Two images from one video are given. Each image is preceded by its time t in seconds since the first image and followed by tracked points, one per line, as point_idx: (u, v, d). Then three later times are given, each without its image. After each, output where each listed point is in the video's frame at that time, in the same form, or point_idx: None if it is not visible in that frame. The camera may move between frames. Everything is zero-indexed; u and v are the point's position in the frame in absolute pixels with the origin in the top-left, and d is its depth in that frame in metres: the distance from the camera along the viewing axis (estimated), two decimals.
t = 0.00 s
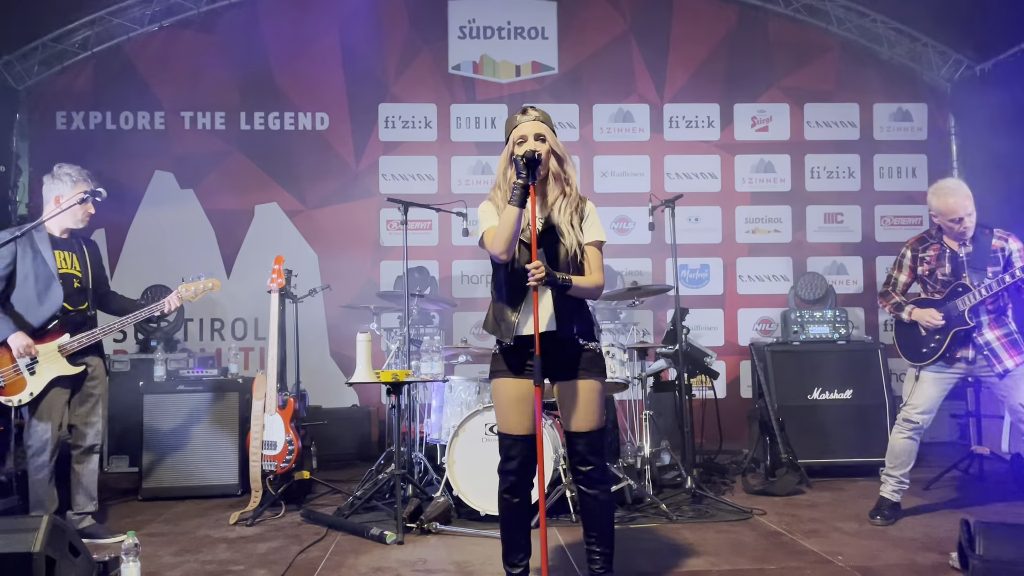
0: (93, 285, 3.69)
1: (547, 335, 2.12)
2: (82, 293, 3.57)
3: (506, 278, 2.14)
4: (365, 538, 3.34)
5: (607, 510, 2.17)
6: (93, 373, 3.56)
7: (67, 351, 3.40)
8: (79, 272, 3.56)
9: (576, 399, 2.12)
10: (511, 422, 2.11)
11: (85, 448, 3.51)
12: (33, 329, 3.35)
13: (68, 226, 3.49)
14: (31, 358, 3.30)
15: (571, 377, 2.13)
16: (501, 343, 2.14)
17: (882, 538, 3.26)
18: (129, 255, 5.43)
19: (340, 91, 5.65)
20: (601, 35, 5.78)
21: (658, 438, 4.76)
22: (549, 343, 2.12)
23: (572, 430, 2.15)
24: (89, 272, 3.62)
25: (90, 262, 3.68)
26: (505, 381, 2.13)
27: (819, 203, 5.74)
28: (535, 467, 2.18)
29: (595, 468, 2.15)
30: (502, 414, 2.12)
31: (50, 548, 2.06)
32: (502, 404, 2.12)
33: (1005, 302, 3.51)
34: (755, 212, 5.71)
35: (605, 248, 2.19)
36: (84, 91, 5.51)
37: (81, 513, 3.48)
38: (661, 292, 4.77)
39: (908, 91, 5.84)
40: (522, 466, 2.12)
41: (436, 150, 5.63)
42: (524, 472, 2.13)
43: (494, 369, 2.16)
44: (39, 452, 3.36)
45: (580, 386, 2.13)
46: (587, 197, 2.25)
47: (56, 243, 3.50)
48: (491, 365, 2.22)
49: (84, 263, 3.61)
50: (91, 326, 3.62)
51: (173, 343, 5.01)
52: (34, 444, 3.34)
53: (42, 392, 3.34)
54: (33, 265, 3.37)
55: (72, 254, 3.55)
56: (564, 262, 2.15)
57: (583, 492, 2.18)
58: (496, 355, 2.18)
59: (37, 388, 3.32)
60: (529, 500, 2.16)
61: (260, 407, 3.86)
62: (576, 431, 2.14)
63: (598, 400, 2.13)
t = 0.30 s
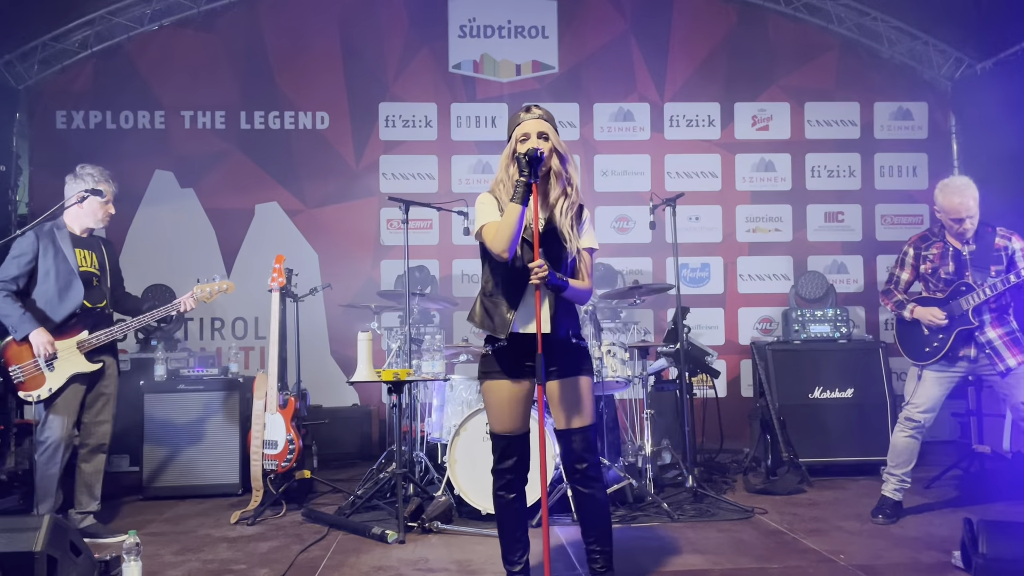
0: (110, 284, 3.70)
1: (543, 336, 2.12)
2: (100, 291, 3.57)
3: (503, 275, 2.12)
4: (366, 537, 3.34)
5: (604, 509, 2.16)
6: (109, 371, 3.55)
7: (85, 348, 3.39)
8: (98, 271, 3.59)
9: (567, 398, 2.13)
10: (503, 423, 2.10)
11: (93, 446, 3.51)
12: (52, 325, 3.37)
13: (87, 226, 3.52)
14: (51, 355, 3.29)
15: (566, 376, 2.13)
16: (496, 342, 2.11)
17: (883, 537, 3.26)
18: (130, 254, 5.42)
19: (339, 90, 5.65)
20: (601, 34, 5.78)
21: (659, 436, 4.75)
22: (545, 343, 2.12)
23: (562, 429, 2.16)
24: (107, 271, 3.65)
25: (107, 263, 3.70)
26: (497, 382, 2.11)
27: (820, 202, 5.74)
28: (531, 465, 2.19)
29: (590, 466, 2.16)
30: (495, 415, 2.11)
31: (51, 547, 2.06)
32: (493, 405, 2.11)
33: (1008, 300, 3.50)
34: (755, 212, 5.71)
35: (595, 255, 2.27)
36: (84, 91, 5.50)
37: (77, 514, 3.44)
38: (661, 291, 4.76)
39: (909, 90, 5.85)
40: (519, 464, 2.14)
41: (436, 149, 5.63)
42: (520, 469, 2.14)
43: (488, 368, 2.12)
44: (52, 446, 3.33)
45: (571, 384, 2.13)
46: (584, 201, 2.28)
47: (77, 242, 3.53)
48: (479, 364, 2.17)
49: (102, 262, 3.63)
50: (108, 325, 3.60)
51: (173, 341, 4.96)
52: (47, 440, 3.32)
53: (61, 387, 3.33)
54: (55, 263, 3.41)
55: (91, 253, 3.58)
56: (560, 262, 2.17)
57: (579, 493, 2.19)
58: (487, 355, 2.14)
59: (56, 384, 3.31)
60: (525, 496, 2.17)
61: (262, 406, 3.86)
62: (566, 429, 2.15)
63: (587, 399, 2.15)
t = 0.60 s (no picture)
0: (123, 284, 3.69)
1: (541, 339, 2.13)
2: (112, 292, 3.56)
3: (502, 276, 2.13)
4: (368, 539, 3.34)
5: (604, 510, 2.17)
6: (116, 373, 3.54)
7: (98, 349, 3.36)
8: (112, 272, 3.59)
9: (563, 401, 2.14)
10: (500, 426, 2.11)
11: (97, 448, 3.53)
12: (66, 325, 3.36)
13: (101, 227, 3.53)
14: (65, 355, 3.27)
15: (566, 379, 2.14)
16: (495, 345, 2.11)
17: (885, 538, 3.26)
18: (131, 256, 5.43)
19: (340, 92, 5.65)
20: (601, 35, 5.79)
21: (660, 438, 4.76)
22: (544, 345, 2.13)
23: (559, 432, 2.17)
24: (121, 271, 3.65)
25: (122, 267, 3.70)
26: (495, 386, 2.10)
27: (821, 203, 5.75)
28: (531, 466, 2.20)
29: (590, 466, 2.16)
30: (492, 418, 2.12)
31: (54, 548, 2.06)
32: (490, 409, 2.12)
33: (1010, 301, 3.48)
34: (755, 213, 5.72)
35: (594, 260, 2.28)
36: (86, 93, 5.51)
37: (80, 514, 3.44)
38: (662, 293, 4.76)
39: (909, 91, 5.85)
40: (518, 465, 2.14)
41: (437, 151, 5.63)
42: (520, 472, 2.15)
43: (487, 372, 2.11)
44: (68, 446, 3.31)
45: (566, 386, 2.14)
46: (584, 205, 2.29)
47: (91, 242, 3.53)
48: (476, 368, 2.16)
49: (116, 263, 3.64)
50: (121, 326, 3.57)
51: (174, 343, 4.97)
52: (63, 440, 3.29)
53: (73, 386, 3.30)
54: (70, 263, 3.40)
55: (105, 254, 3.58)
56: (559, 265, 2.18)
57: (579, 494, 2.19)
58: (486, 358, 2.12)
59: (70, 383, 3.29)
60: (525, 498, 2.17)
61: (263, 408, 3.86)
62: (563, 432, 2.16)
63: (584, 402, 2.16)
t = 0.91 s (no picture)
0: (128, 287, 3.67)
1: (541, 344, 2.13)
2: (117, 295, 3.55)
3: (503, 281, 2.13)
4: (369, 543, 3.34)
5: (605, 515, 2.16)
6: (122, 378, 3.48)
7: (105, 353, 3.36)
8: (117, 276, 3.57)
9: (564, 405, 2.14)
10: (501, 432, 2.11)
11: (102, 452, 3.48)
12: (73, 329, 3.34)
13: (104, 233, 3.52)
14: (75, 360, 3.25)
15: (565, 383, 2.14)
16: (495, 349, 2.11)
17: (886, 543, 3.25)
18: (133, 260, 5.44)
19: (341, 97, 5.67)
20: (601, 40, 5.80)
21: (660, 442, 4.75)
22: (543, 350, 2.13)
23: (560, 436, 2.17)
24: (125, 275, 3.63)
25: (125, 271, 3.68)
26: (496, 391, 2.11)
27: (821, 207, 5.75)
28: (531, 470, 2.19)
29: (590, 470, 2.15)
30: (493, 423, 2.12)
31: (54, 553, 2.05)
32: (490, 413, 2.12)
33: (1009, 305, 3.47)
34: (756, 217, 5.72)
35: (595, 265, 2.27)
36: (87, 98, 5.52)
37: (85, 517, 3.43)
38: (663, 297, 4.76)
39: (910, 95, 5.85)
40: (518, 470, 2.13)
41: (437, 155, 5.64)
42: (521, 476, 2.14)
43: (488, 377, 2.12)
44: (81, 457, 3.29)
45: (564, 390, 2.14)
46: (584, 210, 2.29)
47: (94, 246, 3.51)
48: (476, 372, 2.16)
49: (121, 267, 3.62)
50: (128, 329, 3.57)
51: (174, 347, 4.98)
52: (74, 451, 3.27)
53: (83, 391, 3.30)
54: (75, 267, 3.38)
55: (110, 258, 3.56)
56: (560, 270, 2.17)
57: (580, 498, 2.18)
58: (486, 363, 2.13)
59: (79, 388, 3.28)
60: (525, 503, 2.16)
61: (264, 412, 3.87)
62: (564, 436, 2.15)
63: (584, 405, 2.17)
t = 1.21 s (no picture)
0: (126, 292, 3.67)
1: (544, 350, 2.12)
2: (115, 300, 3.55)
3: (506, 287, 2.13)
4: (368, 549, 3.33)
5: (608, 521, 2.15)
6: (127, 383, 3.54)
7: (105, 360, 3.36)
8: (115, 280, 3.57)
9: (568, 408, 2.14)
10: (504, 436, 2.11)
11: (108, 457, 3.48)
12: (71, 337, 3.34)
13: (100, 238, 3.52)
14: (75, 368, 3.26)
15: (566, 387, 2.13)
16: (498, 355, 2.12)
17: (886, 548, 3.25)
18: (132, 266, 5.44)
19: (341, 102, 5.68)
20: (600, 45, 5.81)
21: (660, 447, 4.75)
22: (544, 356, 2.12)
23: (567, 440, 2.16)
24: (123, 280, 3.64)
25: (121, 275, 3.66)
26: (500, 396, 2.11)
27: (820, 211, 5.75)
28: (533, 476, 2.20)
29: (595, 476, 2.15)
30: (496, 428, 2.12)
31: (54, 560, 2.04)
32: (494, 417, 2.12)
33: (1009, 308, 3.48)
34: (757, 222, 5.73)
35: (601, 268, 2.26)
36: (87, 103, 5.53)
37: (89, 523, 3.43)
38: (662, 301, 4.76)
39: (909, 99, 5.86)
40: (521, 475, 2.14)
41: (437, 160, 5.65)
42: (521, 482, 2.15)
43: (490, 382, 2.12)
44: (82, 462, 3.29)
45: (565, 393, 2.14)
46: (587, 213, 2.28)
47: (89, 251, 3.50)
48: (482, 376, 2.17)
49: (118, 272, 3.62)
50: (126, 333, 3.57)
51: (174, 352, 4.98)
52: (76, 457, 3.27)
53: (85, 402, 3.29)
54: (71, 273, 3.38)
55: (107, 263, 3.57)
56: (563, 274, 2.17)
57: (582, 504, 2.18)
58: (490, 367, 2.14)
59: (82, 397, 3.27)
60: (527, 509, 2.16)
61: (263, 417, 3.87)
62: (570, 440, 2.15)
63: (590, 410, 2.15)
